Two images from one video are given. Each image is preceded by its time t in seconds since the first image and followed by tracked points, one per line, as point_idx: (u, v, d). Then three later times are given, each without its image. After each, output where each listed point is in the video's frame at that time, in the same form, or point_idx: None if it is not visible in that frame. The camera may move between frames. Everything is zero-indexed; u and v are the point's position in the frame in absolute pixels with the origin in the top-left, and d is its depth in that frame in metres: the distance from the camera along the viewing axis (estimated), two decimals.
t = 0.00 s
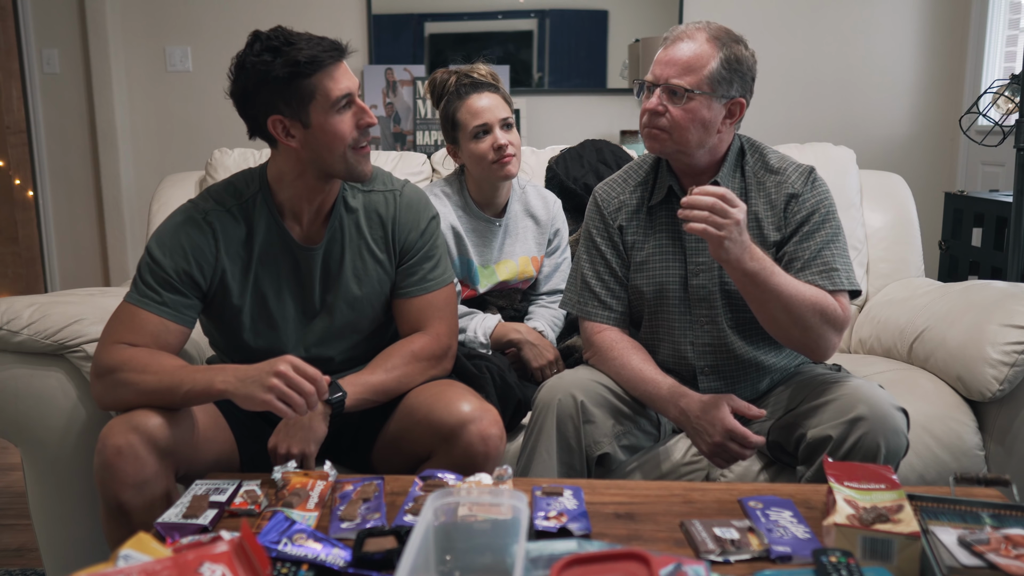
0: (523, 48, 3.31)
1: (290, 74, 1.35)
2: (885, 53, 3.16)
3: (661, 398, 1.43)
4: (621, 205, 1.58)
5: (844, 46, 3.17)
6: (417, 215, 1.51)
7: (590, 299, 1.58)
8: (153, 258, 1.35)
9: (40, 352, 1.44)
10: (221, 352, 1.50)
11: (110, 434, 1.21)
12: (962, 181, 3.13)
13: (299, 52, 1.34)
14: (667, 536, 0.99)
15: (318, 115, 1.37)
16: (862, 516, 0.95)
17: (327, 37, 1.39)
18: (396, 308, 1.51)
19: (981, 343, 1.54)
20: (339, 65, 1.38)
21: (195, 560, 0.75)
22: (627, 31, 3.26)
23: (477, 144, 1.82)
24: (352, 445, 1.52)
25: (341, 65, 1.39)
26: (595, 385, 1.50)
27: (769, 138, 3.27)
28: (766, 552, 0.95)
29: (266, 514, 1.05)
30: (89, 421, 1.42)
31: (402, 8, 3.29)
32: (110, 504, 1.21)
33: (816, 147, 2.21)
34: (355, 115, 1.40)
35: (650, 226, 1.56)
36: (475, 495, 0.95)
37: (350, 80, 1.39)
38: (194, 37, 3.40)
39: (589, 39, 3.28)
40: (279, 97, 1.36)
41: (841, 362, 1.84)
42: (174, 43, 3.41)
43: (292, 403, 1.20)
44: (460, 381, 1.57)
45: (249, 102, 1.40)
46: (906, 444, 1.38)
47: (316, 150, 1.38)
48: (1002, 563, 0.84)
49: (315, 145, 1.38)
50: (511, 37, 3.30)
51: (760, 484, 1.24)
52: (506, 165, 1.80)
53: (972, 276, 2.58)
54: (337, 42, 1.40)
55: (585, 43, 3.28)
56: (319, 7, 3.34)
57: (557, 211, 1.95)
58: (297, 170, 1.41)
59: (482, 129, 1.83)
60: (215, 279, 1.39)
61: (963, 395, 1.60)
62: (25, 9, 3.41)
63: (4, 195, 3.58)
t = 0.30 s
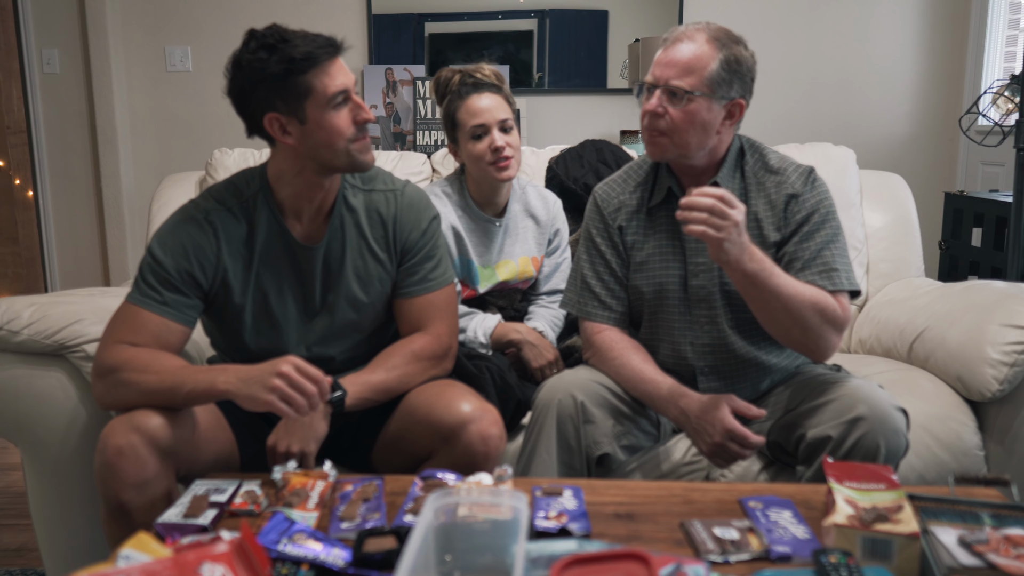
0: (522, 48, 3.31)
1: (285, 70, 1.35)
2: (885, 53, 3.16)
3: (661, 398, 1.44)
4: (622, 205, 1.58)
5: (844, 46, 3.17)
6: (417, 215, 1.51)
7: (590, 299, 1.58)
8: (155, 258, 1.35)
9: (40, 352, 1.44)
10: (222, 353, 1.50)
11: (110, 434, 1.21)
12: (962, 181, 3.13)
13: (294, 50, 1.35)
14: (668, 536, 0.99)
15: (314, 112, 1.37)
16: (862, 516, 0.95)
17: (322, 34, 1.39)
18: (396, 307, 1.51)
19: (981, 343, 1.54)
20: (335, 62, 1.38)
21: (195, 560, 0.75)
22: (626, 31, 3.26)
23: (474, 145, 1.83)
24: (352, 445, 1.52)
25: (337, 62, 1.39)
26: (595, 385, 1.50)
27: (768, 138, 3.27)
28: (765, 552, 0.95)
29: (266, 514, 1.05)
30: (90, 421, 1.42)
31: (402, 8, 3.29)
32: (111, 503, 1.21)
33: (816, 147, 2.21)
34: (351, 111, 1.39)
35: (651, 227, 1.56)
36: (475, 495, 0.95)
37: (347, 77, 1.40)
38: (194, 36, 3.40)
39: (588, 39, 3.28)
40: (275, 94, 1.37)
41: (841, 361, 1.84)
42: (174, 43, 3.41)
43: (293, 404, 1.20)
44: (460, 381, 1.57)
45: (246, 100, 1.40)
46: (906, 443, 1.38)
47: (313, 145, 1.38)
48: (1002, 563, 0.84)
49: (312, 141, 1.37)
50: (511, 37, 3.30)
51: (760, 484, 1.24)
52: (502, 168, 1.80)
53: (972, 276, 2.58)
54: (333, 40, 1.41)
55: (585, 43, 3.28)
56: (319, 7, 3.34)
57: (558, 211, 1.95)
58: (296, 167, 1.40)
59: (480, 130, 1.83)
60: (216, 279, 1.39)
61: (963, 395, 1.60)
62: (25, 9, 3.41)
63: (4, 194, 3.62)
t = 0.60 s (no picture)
0: (522, 48, 3.31)
1: (285, 72, 1.35)
2: (885, 52, 3.16)
3: (661, 398, 1.44)
4: (622, 205, 1.58)
5: (844, 46, 3.17)
6: (416, 216, 1.51)
7: (590, 299, 1.58)
8: (153, 258, 1.34)
9: (40, 352, 1.44)
10: (220, 353, 1.50)
11: (109, 434, 1.21)
12: (962, 181, 3.13)
13: (295, 51, 1.34)
14: (668, 536, 0.99)
15: (313, 115, 1.37)
16: (862, 516, 0.95)
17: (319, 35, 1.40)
18: (395, 308, 1.51)
19: (981, 343, 1.54)
20: (336, 64, 1.38)
21: (195, 560, 0.75)
22: (627, 31, 3.25)
23: (471, 146, 1.83)
24: (351, 445, 1.52)
25: (339, 65, 1.39)
26: (595, 385, 1.50)
27: (768, 138, 3.27)
28: (766, 552, 0.95)
29: (266, 514, 1.05)
30: (89, 421, 1.42)
31: (402, 8, 3.29)
32: (110, 504, 1.21)
33: (816, 147, 2.21)
34: (351, 115, 1.40)
35: (651, 227, 1.56)
36: (475, 495, 0.95)
37: (348, 78, 1.40)
38: (194, 36, 3.39)
39: (589, 39, 3.27)
40: (274, 95, 1.37)
41: (841, 361, 1.84)
42: (174, 43, 3.41)
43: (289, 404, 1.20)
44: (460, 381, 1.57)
45: (246, 98, 1.41)
46: (906, 443, 1.38)
47: (310, 149, 1.38)
48: (1002, 563, 0.85)
49: (309, 144, 1.38)
50: (511, 37, 3.30)
51: (760, 484, 1.24)
52: (494, 173, 1.80)
53: (972, 276, 2.58)
54: (336, 42, 1.40)
55: (585, 43, 3.28)
56: (319, 7, 3.34)
57: (557, 212, 1.95)
58: (294, 168, 1.41)
59: (478, 131, 1.83)
60: (215, 279, 1.39)
61: (963, 395, 1.60)
62: (26, 9, 3.41)
63: (3, 195, 3.56)
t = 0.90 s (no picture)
0: (522, 48, 3.31)
1: (282, 72, 1.35)
2: (885, 53, 3.16)
3: (661, 397, 1.44)
4: (622, 206, 1.58)
5: (844, 47, 3.17)
6: (416, 216, 1.51)
7: (590, 300, 1.58)
8: (153, 259, 1.34)
9: (40, 352, 1.44)
10: (220, 353, 1.50)
11: (109, 434, 1.21)
12: (962, 181, 3.14)
13: (293, 51, 1.34)
14: (668, 536, 0.99)
15: (308, 115, 1.36)
16: (862, 516, 0.95)
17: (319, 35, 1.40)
18: (395, 308, 1.51)
19: (981, 344, 1.54)
20: (336, 65, 1.38)
21: (195, 560, 0.75)
22: (627, 31, 3.25)
23: (468, 147, 1.84)
24: (351, 446, 1.52)
25: (339, 65, 1.38)
26: (595, 385, 1.50)
27: (768, 138, 3.27)
28: (766, 552, 0.95)
29: (266, 514, 1.05)
30: (89, 421, 1.42)
31: (402, 8, 3.29)
32: (110, 503, 1.21)
33: (816, 147, 2.21)
34: (347, 117, 1.39)
35: (650, 228, 1.56)
36: (475, 495, 0.95)
37: (348, 79, 1.40)
38: (194, 36, 3.39)
39: (589, 39, 3.27)
40: (271, 93, 1.37)
41: (841, 362, 1.84)
42: (174, 43, 3.41)
43: (289, 403, 1.20)
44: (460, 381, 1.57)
45: (245, 96, 1.41)
46: (906, 443, 1.38)
47: (304, 150, 1.38)
48: (1002, 563, 0.85)
49: (304, 144, 1.38)
50: (511, 37, 3.30)
51: (760, 484, 1.24)
52: (488, 176, 1.80)
53: (972, 276, 2.58)
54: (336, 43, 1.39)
55: (585, 43, 3.28)
56: (319, 7, 3.34)
57: (557, 212, 1.95)
58: (290, 169, 1.41)
59: (475, 132, 1.84)
60: (215, 280, 1.39)
61: (963, 395, 1.60)
62: (25, 9, 3.41)
63: (3, 195, 3.56)
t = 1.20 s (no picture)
0: (522, 48, 3.31)
1: (285, 71, 1.35)
2: (884, 53, 3.16)
3: (661, 397, 1.44)
4: (622, 207, 1.57)
5: (844, 46, 3.17)
6: (416, 216, 1.51)
7: (591, 301, 1.58)
8: (153, 259, 1.34)
9: (40, 352, 1.44)
10: (220, 353, 1.50)
11: (109, 434, 1.21)
12: (962, 181, 3.14)
13: (296, 51, 1.34)
14: (668, 536, 0.99)
15: (310, 114, 1.37)
16: (862, 516, 0.95)
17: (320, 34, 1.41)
18: (395, 308, 1.51)
19: (981, 343, 1.54)
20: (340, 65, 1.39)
21: (194, 560, 0.75)
22: (627, 31, 3.25)
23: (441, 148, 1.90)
24: (351, 446, 1.52)
25: (343, 66, 1.39)
26: (594, 385, 1.50)
27: (768, 138, 3.27)
28: (766, 552, 0.95)
29: (266, 514, 1.05)
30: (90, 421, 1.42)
31: (401, 8, 3.29)
32: (110, 503, 1.21)
33: (816, 147, 2.21)
34: (349, 118, 1.39)
35: (650, 229, 1.55)
36: (475, 495, 0.94)
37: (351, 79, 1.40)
38: (193, 36, 3.40)
39: (588, 39, 3.27)
40: (273, 93, 1.38)
41: (841, 362, 1.84)
42: (174, 43, 3.41)
43: (289, 403, 1.20)
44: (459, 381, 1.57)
45: (246, 95, 1.41)
46: (906, 443, 1.38)
47: (306, 149, 1.38)
48: (1002, 563, 0.85)
49: (305, 143, 1.38)
50: (511, 37, 3.30)
51: (760, 484, 1.24)
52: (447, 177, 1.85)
53: (972, 276, 2.58)
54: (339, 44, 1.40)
55: (585, 43, 3.28)
56: (319, 8, 3.34)
57: (557, 211, 1.95)
58: (292, 167, 1.40)
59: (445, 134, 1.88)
60: (215, 279, 1.39)
61: (963, 395, 1.60)
62: (25, 9, 3.41)
63: (3, 194, 3.56)
